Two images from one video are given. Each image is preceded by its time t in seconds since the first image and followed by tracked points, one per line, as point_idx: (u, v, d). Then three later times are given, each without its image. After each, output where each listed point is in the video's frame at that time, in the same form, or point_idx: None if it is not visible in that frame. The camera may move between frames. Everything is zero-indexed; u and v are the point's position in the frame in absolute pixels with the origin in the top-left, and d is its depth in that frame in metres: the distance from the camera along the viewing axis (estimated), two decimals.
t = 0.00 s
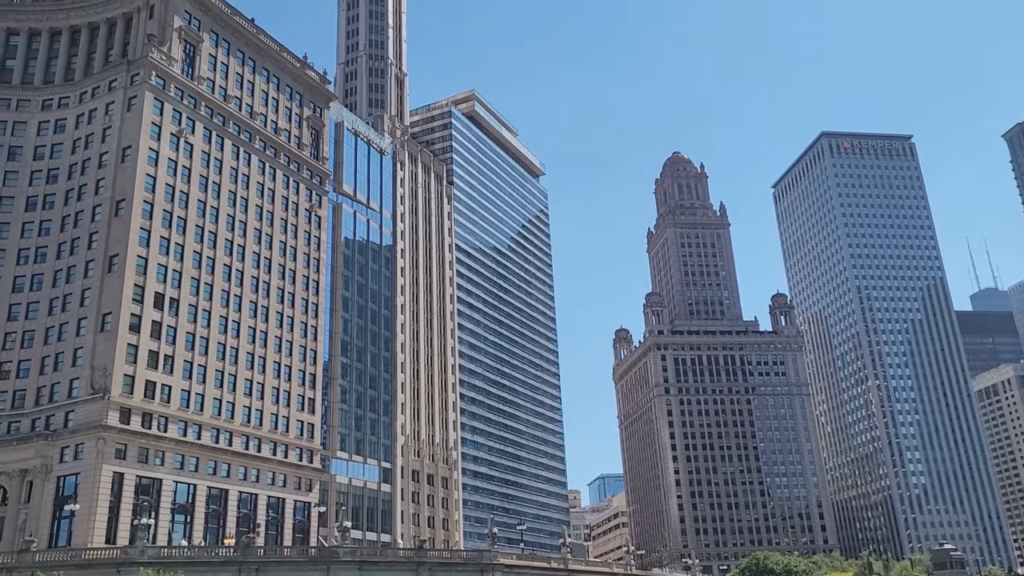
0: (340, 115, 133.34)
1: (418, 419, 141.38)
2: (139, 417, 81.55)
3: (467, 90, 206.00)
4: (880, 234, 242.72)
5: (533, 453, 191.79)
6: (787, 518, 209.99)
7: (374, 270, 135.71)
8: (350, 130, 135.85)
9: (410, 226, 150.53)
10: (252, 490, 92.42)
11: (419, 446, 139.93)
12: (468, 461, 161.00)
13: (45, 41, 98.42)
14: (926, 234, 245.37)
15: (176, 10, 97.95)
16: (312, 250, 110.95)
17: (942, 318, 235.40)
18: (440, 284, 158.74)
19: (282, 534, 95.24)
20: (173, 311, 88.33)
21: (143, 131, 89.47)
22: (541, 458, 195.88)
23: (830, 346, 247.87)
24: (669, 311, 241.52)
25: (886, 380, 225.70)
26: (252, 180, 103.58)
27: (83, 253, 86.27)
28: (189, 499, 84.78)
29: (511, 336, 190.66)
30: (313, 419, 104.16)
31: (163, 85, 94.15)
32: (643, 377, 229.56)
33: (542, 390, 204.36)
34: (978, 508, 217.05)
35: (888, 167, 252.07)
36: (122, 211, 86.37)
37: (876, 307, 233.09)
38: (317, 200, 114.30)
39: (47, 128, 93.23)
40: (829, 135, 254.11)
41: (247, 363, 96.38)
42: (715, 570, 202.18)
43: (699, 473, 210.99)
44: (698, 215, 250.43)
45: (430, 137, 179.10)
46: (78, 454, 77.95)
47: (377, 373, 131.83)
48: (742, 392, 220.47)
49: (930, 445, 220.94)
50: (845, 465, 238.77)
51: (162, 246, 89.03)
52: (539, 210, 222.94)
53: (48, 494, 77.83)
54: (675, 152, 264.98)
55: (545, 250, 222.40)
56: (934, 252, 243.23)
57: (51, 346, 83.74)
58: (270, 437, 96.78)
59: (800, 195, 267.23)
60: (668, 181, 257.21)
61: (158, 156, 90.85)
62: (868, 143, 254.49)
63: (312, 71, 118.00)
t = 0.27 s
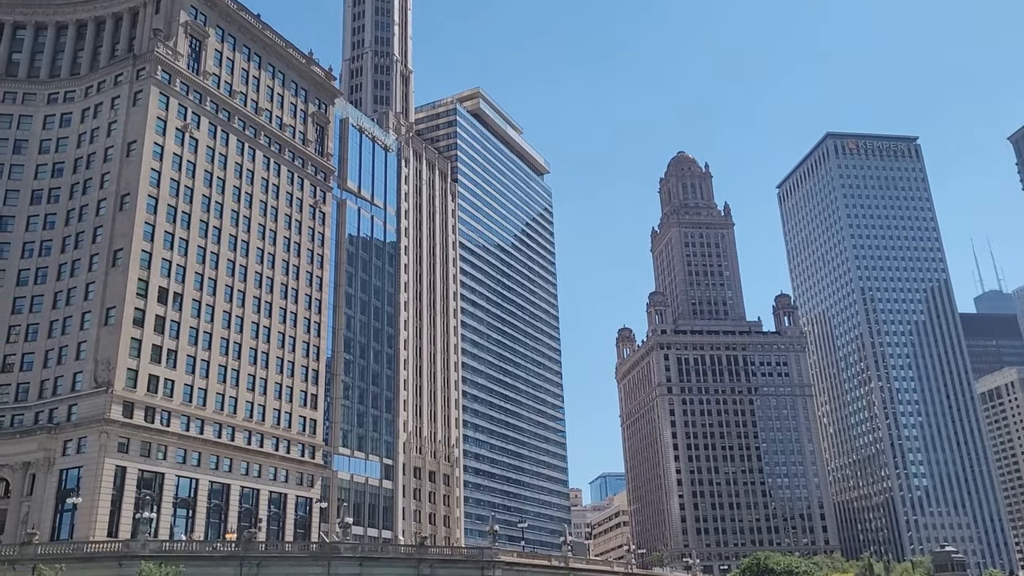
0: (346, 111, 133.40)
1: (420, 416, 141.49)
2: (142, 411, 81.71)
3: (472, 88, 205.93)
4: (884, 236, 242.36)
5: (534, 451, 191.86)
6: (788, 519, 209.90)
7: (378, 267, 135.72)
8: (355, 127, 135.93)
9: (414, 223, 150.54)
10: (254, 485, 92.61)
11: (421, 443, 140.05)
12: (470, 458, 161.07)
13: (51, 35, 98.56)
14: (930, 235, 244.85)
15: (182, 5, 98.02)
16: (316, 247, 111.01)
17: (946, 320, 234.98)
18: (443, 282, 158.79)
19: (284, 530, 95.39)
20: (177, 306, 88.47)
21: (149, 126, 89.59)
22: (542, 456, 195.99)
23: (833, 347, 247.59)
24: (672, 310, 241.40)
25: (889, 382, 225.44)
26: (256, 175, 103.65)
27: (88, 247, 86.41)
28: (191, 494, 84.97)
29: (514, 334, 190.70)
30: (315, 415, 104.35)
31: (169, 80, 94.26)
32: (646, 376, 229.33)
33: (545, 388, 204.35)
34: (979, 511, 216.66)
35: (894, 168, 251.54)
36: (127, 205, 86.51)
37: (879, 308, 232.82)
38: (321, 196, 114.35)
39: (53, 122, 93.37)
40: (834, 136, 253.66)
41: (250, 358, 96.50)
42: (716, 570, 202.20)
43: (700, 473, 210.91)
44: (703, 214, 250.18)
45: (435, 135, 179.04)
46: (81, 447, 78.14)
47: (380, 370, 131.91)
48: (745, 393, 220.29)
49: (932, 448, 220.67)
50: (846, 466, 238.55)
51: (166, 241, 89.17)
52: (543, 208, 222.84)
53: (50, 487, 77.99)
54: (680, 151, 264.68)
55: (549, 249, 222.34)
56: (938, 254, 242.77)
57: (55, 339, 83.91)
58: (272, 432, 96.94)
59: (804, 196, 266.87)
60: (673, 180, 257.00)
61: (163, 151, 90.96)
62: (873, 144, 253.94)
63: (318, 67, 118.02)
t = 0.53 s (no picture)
0: (350, 106, 133.30)
1: (422, 411, 141.68)
2: (145, 404, 81.90)
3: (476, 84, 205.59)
4: (887, 235, 242.07)
5: (536, 447, 192.00)
6: (789, 517, 209.98)
7: (380, 262, 135.71)
8: (359, 122, 135.82)
9: (417, 218, 150.56)
10: (255, 479, 92.76)
11: (422, 438, 140.22)
12: (471, 454, 161.28)
13: (57, 28, 98.71)
14: (934, 235, 244.38)
15: None
16: (320, 241, 111.09)
17: (948, 320, 234.68)
18: (446, 278, 158.90)
19: (285, 523, 95.57)
20: (180, 299, 88.62)
21: (153, 119, 89.69)
22: (544, 453, 196.17)
23: (835, 346, 247.45)
24: (675, 308, 241.00)
25: (891, 382, 225.29)
26: (260, 169, 103.69)
27: (92, 239, 86.55)
28: (193, 487, 85.16)
29: (516, 330, 190.75)
30: (317, 409, 104.59)
31: (173, 74, 94.32)
32: (648, 373, 229.26)
33: (547, 385, 204.40)
34: (981, 511, 216.42)
35: (898, 168, 251.00)
36: (131, 198, 86.65)
37: (882, 308, 232.64)
38: (325, 191, 114.35)
39: (57, 114, 93.46)
40: (839, 135, 253.19)
41: (253, 352, 96.68)
42: (716, 567, 202.39)
43: (702, 470, 211.01)
44: (706, 212, 249.90)
45: (439, 130, 178.98)
46: (84, 439, 78.32)
47: (382, 365, 132.03)
48: (747, 391, 220.22)
49: (934, 447, 220.47)
50: (848, 465, 238.45)
51: (170, 234, 89.31)
52: (547, 204, 222.80)
53: (53, 479, 78.23)
54: (684, 149, 264.38)
55: (552, 246, 222.26)
56: (942, 253, 242.35)
57: (58, 332, 84.13)
58: (274, 426, 97.14)
59: (808, 195, 266.53)
60: (677, 178, 256.83)
61: (167, 145, 91.03)
62: (878, 143, 253.38)
63: (322, 62, 118.00)
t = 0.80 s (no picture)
0: (352, 85, 132.86)
1: (423, 391, 142.20)
2: (147, 382, 82.25)
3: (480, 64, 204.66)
4: (891, 219, 241.52)
5: (536, 428, 192.87)
6: (787, 499, 211.14)
7: (382, 242, 135.70)
8: (361, 101, 135.42)
9: (419, 199, 150.41)
10: (257, 457, 93.34)
11: (423, 418, 140.89)
12: (472, 434, 162.01)
13: (58, 3, 98.21)
14: (938, 220, 243.74)
15: None
16: (322, 221, 111.08)
17: (950, 305, 234.60)
18: (448, 258, 158.89)
19: (286, 501, 96.25)
20: (182, 278, 88.76)
21: (155, 97, 89.46)
22: (544, 433, 197.06)
23: (836, 329, 247.76)
24: (677, 291, 241.02)
25: (892, 366, 225.71)
26: (263, 148, 103.52)
27: (94, 217, 86.59)
28: (195, 464, 85.69)
29: (518, 312, 190.95)
30: (318, 388, 105.04)
31: (176, 51, 94.02)
32: (649, 355, 229.66)
33: (548, 366, 204.95)
34: (978, 494, 217.42)
35: (903, 151, 249.86)
36: (133, 176, 86.60)
37: (884, 292, 232.58)
38: (327, 170, 114.18)
39: (59, 91, 93.19)
40: (843, 118, 251.95)
41: (255, 331, 97.02)
42: (714, 548, 203.75)
43: (701, 452, 211.93)
44: (709, 195, 249.42)
45: (442, 111, 178.34)
46: (86, 416, 78.71)
47: (384, 345, 132.34)
48: (747, 374, 220.61)
49: (933, 431, 221.09)
50: (847, 448, 239.36)
51: (172, 212, 89.31)
52: (549, 186, 222.39)
53: (56, 455, 78.66)
54: (688, 131, 263.46)
55: (554, 227, 222.08)
56: (945, 238, 241.78)
57: (60, 309, 84.33)
58: (276, 405, 97.62)
59: (812, 178, 265.71)
60: (680, 160, 256.23)
61: (169, 123, 90.85)
62: (882, 127, 252.10)
63: (325, 40, 117.46)
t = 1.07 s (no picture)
0: (352, 34, 131.15)
1: (424, 343, 142.92)
2: (149, 332, 82.64)
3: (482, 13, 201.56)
4: (894, 173, 240.10)
5: (537, 380, 194.27)
6: (784, 451, 213.53)
7: (383, 194, 135.14)
8: (361, 51, 133.80)
9: (420, 151, 149.37)
10: (259, 407, 94.22)
11: (424, 370, 141.80)
12: (472, 386, 163.19)
13: None
14: (941, 174, 242.28)
15: None
16: (322, 172, 110.57)
17: (951, 259, 234.43)
18: (449, 211, 158.41)
19: (289, 450, 97.36)
20: (182, 228, 88.63)
21: (152, 45, 88.39)
22: (545, 385, 198.56)
23: (836, 284, 248.07)
24: (678, 244, 240.66)
25: (891, 320, 226.50)
26: (262, 98, 102.61)
27: (93, 166, 86.17)
28: (198, 413, 86.49)
29: (518, 264, 190.84)
30: (320, 340, 105.66)
31: None
32: (649, 308, 230.15)
33: (548, 319, 205.62)
34: (973, 447, 219.71)
35: (908, 104, 247.37)
36: (131, 125, 85.97)
37: (885, 246, 232.32)
38: (327, 121, 113.26)
39: (56, 38, 92.00)
40: (849, 70, 249.02)
41: (256, 282, 97.26)
42: (711, 498, 206.54)
43: (699, 405, 213.70)
44: (711, 147, 247.58)
45: (442, 61, 176.11)
46: (89, 365, 79.22)
47: (385, 297, 132.63)
48: (747, 327, 221.33)
49: (930, 385, 222.52)
50: (844, 401, 241.23)
51: (171, 162, 88.82)
52: (551, 138, 220.73)
53: (60, 404, 79.20)
54: (692, 83, 260.63)
55: (556, 180, 221.01)
56: (948, 192, 240.59)
57: (62, 259, 84.37)
58: (278, 356, 98.27)
59: (815, 131, 263.62)
60: (683, 112, 254.07)
61: (167, 72, 89.92)
62: (888, 79, 249.26)
63: None
